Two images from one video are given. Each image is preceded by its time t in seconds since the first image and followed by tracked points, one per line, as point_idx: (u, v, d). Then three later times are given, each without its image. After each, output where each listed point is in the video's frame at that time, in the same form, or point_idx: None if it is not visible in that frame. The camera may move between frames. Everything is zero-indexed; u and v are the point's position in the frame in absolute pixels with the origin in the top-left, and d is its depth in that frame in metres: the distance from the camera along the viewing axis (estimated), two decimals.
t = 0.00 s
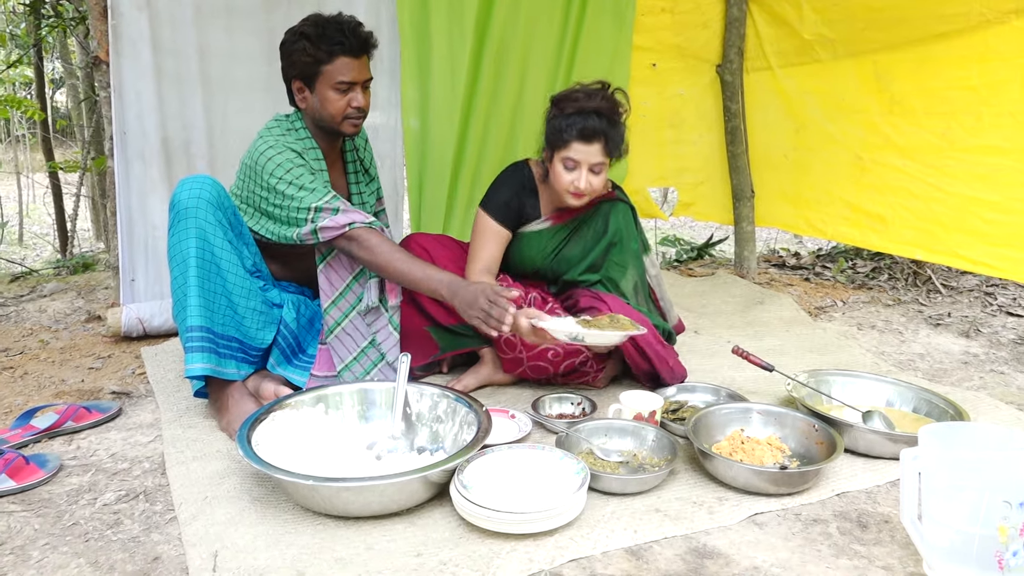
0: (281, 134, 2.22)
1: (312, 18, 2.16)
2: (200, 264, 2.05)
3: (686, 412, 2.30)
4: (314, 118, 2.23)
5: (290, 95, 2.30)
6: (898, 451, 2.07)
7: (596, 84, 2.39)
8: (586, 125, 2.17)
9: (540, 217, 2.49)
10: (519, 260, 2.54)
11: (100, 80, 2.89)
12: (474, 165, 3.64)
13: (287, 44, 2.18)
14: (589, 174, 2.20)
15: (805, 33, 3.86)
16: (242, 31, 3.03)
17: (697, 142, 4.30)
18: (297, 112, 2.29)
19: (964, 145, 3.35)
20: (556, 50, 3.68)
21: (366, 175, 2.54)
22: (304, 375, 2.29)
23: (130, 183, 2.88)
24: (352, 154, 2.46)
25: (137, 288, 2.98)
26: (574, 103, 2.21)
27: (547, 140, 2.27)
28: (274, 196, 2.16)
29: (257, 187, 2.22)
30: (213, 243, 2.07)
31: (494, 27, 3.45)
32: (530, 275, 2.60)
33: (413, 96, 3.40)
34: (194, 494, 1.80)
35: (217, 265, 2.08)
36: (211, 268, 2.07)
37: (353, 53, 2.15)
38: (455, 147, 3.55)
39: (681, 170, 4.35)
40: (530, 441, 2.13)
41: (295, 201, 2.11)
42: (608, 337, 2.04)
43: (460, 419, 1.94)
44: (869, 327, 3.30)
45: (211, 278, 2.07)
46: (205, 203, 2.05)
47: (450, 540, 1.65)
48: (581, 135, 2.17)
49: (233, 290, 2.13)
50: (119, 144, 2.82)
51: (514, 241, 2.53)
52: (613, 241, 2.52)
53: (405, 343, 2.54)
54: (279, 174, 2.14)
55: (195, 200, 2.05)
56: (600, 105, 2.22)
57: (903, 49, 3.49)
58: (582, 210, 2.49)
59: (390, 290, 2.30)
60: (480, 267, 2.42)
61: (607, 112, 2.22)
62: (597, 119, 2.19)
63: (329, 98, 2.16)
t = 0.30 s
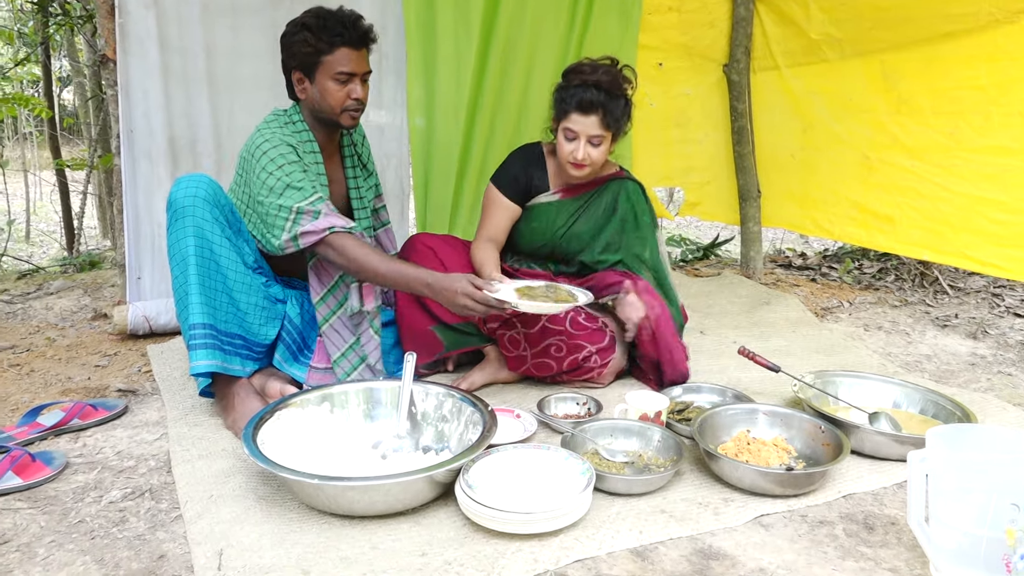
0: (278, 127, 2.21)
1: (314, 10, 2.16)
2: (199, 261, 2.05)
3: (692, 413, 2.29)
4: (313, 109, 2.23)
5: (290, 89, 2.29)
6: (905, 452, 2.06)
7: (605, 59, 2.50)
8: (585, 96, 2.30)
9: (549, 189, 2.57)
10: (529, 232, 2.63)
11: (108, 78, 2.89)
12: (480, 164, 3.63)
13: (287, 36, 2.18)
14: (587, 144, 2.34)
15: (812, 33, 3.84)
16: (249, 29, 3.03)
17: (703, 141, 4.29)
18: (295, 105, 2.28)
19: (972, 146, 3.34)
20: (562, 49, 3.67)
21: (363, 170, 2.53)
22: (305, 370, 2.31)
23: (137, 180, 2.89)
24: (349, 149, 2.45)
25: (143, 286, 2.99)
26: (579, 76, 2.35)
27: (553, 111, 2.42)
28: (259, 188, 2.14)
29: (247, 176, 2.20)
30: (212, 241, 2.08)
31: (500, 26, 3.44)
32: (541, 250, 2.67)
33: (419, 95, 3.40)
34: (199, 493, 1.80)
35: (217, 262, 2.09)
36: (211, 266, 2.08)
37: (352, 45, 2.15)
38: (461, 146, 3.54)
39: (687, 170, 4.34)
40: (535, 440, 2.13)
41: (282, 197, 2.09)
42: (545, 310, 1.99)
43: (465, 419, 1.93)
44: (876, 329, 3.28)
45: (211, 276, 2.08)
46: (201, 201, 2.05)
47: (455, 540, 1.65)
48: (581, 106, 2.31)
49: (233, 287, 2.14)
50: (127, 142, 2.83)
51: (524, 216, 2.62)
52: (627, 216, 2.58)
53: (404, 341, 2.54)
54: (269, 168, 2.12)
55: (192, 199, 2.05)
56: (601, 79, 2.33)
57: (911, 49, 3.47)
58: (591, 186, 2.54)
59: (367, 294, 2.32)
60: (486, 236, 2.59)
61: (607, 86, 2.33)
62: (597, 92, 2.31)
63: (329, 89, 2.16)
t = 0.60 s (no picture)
0: (258, 123, 2.21)
1: (301, 13, 2.17)
2: (180, 270, 2.05)
3: (701, 418, 2.28)
4: (300, 111, 2.23)
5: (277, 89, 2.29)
6: (916, 459, 2.05)
7: (610, 57, 2.52)
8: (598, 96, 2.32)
9: (563, 188, 2.61)
10: (549, 234, 2.64)
11: (119, 80, 2.91)
12: (489, 169, 3.63)
13: (275, 38, 2.19)
14: (602, 144, 2.36)
15: (824, 37, 3.83)
16: (259, 32, 3.04)
17: (713, 145, 4.28)
18: (284, 106, 2.28)
19: (985, 150, 3.33)
20: (572, 53, 3.67)
21: (355, 175, 2.53)
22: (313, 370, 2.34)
23: (147, 182, 2.90)
24: (340, 154, 2.46)
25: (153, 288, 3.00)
26: (589, 76, 2.37)
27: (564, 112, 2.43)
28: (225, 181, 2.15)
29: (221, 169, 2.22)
30: (190, 249, 2.08)
31: (510, 29, 3.45)
32: (560, 249, 2.67)
33: (428, 98, 3.40)
34: (208, 495, 1.80)
35: (200, 269, 2.09)
36: (192, 273, 2.07)
37: (339, 46, 2.16)
38: (470, 149, 3.55)
39: (697, 173, 4.34)
40: (543, 445, 2.12)
41: (237, 193, 2.08)
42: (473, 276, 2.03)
43: (474, 423, 1.93)
44: (886, 334, 3.26)
45: (195, 284, 2.08)
46: (171, 211, 2.07)
47: (464, 544, 1.64)
48: (593, 107, 2.32)
49: (221, 292, 2.13)
50: (138, 145, 2.83)
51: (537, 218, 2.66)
52: (643, 202, 2.67)
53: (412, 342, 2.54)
54: (235, 162, 2.12)
55: (162, 210, 2.06)
56: (612, 79, 2.36)
57: (923, 53, 3.46)
58: (604, 180, 2.61)
59: (307, 297, 2.23)
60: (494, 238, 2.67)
61: (619, 85, 2.35)
62: (611, 92, 2.33)
63: (314, 90, 2.16)
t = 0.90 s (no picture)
0: (252, 119, 2.23)
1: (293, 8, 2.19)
2: (179, 274, 2.06)
3: (711, 421, 2.27)
4: (294, 106, 2.24)
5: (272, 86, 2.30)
6: (927, 463, 2.03)
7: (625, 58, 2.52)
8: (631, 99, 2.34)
9: (580, 191, 2.62)
10: (564, 235, 2.63)
11: (130, 82, 2.92)
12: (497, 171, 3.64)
13: (269, 34, 2.20)
14: (632, 147, 2.38)
15: (834, 39, 3.82)
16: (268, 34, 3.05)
17: (722, 147, 4.27)
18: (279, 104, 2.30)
19: (997, 153, 3.32)
20: (580, 55, 3.67)
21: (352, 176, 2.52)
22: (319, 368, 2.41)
23: (158, 184, 2.91)
24: (336, 153, 2.46)
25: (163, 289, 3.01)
26: (613, 81, 2.37)
27: (587, 117, 2.43)
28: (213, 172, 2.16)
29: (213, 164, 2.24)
30: (191, 253, 2.08)
31: (519, 31, 3.45)
32: (575, 252, 2.66)
33: (437, 100, 3.40)
34: (218, 496, 1.81)
35: (200, 273, 2.09)
36: (192, 277, 2.08)
37: (332, 41, 2.17)
38: (479, 151, 3.55)
39: (706, 176, 4.33)
40: (552, 447, 2.12)
41: (222, 181, 2.10)
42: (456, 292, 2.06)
43: (483, 425, 1.93)
44: (896, 337, 3.24)
45: (195, 287, 2.08)
46: (171, 215, 2.08)
47: (473, 547, 1.64)
48: (624, 111, 2.34)
49: (223, 295, 2.13)
50: (148, 147, 2.85)
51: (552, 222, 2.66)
52: (658, 205, 2.69)
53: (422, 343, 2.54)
54: (225, 153, 2.13)
55: (162, 216, 2.08)
56: (638, 81, 2.38)
57: (934, 55, 3.44)
58: (619, 184, 2.62)
59: (272, 289, 2.17)
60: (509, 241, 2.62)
61: (644, 87, 2.38)
62: (640, 96, 2.36)
63: (308, 85, 2.17)
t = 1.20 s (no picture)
0: (257, 126, 2.23)
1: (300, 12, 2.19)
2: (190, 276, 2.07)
3: (718, 424, 2.27)
4: (308, 110, 2.23)
5: (278, 89, 2.28)
6: (935, 467, 2.03)
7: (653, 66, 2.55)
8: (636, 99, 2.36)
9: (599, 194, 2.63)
10: (580, 238, 2.66)
11: (139, 85, 2.94)
12: (504, 173, 3.64)
13: (276, 41, 2.19)
14: (636, 149, 2.38)
15: (842, 41, 3.81)
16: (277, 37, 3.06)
17: (729, 149, 4.28)
18: (284, 109, 2.29)
19: (1007, 155, 3.31)
20: (587, 58, 3.67)
21: (357, 181, 2.51)
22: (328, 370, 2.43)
23: (166, 186, 2.92)
24: (339, 156, 2.45)
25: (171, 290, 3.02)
26: (629, 81, 2.41)
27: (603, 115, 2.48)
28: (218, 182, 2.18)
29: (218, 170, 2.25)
30: (202, 254, 2.09)
31: (527, 33, 3.46)
32: (591, 256, 2.68)
33: (444, 101, 3.41)
34: (225, 498, 1.81)
35: (211, 273, 2.09)
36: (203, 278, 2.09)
37: (343, 42, 2.19)
38: (486, 153, 3.56)
39: (712, 178, 4.34)
40: (559, 450, 2.12)
41: (226, 195, 2.11)
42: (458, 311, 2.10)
43: (490, 427, 1.93)
44: (903, 340, 3.23)
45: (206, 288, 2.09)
46: (182, 217, 2.09)
47: (479, 549, 1.64)
48: (626, 110, 2.36)
49: (233, 296, 2.14)
50: (157, 149, 2.86)
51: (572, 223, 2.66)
52: (676, 212, 2.69)
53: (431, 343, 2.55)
54: (230, 164, 2.14)
55: (174, 217, 2.09)
56: (651, 84, 2.40)
57: (944, 57, 3.43)
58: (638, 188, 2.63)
59: (290, 308, 2.22)
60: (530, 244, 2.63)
61: (656, 91, 2.39)
62: (646, 97, 2.37)
63: (324, 86, 2.18)
